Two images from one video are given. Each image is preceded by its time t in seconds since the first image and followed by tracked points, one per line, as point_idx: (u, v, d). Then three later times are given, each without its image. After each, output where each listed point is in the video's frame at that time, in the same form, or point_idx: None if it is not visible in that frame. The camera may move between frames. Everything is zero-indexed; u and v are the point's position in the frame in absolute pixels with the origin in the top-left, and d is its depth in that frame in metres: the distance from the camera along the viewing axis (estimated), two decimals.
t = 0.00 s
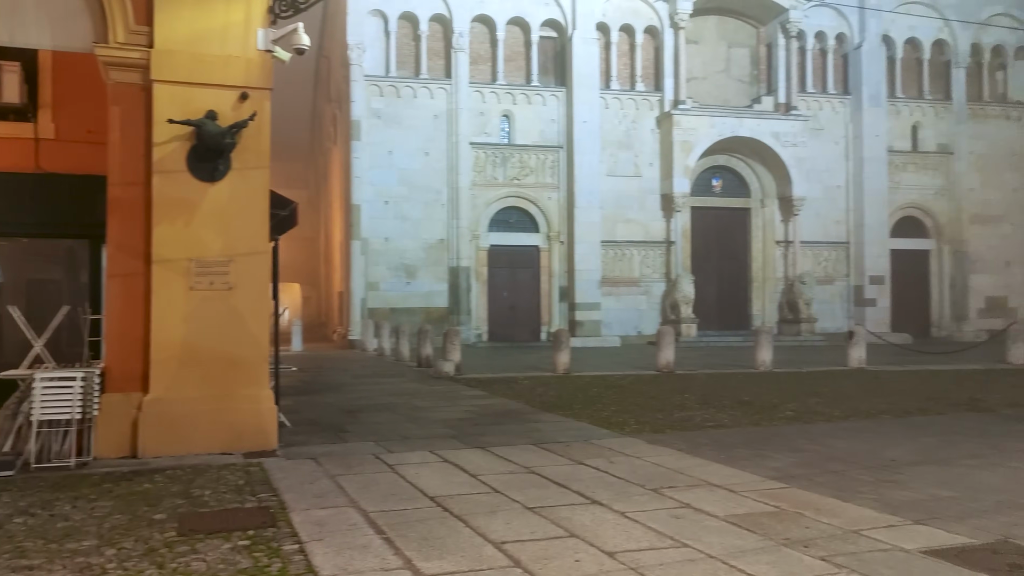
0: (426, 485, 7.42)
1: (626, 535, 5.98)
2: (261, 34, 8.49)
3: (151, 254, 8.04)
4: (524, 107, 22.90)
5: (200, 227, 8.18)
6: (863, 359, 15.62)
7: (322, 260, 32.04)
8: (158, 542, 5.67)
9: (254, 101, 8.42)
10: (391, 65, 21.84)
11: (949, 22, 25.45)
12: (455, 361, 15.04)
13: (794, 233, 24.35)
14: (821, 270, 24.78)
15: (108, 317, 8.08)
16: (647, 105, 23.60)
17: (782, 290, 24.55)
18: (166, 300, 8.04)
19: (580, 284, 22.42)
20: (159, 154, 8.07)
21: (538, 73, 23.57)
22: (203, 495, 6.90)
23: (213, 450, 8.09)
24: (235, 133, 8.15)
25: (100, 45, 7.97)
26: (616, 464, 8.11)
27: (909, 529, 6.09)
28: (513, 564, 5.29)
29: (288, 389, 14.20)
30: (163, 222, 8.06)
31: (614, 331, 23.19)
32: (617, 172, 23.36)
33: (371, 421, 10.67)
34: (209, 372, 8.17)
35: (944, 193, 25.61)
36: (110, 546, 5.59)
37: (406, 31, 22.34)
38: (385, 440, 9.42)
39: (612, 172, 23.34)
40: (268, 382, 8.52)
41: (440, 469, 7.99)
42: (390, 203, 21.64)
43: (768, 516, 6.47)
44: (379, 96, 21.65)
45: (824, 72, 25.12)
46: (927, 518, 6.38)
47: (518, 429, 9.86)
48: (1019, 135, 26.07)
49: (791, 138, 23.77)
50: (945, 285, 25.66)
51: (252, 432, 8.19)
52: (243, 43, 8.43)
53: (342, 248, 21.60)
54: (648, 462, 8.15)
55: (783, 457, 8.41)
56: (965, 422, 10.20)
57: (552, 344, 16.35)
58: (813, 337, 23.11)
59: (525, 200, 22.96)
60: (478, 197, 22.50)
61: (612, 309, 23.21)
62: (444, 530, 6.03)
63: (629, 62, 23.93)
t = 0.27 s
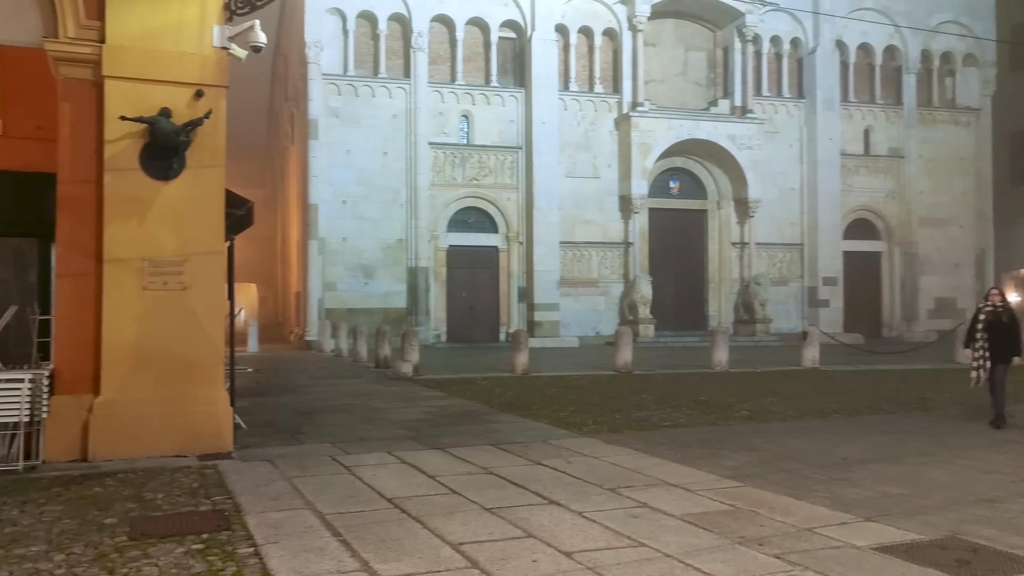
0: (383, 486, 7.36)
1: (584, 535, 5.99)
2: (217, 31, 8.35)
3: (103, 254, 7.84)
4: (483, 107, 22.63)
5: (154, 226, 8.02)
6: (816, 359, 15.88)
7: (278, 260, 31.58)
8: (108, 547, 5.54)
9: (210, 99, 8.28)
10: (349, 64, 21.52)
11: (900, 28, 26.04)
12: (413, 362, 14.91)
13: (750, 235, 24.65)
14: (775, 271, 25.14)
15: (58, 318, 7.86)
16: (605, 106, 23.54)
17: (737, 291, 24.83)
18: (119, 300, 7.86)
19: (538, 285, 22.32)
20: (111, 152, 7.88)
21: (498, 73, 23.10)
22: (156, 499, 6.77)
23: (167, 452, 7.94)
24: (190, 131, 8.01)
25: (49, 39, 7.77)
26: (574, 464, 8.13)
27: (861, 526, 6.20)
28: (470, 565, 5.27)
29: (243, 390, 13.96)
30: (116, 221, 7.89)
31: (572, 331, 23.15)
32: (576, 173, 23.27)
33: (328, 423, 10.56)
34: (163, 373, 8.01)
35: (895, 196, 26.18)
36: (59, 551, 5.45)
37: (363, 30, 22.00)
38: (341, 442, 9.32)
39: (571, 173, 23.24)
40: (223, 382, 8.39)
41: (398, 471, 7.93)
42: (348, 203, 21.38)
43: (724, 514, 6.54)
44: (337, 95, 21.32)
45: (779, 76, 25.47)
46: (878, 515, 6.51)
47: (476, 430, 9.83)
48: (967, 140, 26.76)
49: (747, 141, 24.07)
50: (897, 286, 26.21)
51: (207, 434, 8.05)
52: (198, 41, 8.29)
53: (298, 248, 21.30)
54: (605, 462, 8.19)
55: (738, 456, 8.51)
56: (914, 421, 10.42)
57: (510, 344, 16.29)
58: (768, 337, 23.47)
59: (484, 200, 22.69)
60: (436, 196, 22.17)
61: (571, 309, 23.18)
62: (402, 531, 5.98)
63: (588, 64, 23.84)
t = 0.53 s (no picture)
0: (346, 489, 7.29)
1: (548, 536, 6.00)
2: (177, 29, 8.22)
3: (59, 254, 7.67)
4: (448, 108, 22.57)
5: (112, 225, 7.86)
6: (778, 360, 16.06)
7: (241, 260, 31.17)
8: (64, 552, 5.42)
9: (170, 97, 8.14)
10: (313, 63, 21.31)
11: (860, 34, 26.46)
12: (377, 363, 14.79)
13: (712, 236, 24.91)
14: (737, 273, 25.42)
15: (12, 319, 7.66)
16: (569, 108, 23.59)
17: (700, 292, 25.06)
18: (76, 301, 7.69)
19: (503, 286, 22.30)
20: (68, 150, 7.72)
21: (463, 74, 23.12)
22: (114, 503, 6.63)
23: (126, 455, 7.79)
24: (149, 129, 7.87)
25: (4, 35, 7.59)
26: (538, 465, 8.13)
27: (821, 525, 6.28)
28: (434, 567, 5.24)
29: (203, 392, 13.71)
30: (73, 221, 7.72)
31: (536, 332, 23.14)
32: (541, 175, 23.30)
33: (290, 425, 10.43)
34: (121, 375, 7.86)
35: (854, 199, 26.62)
36: (11, 558, 5.31)
37: (327, 30, 21.80)
38: (304, 444, 9.21)
39: (535, 175, 23.27)
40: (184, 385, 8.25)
41: (361, 473, 7.87)
42: (311, 204, 21.18)
43: (687, 514, 6.59)
44: (300, 94, 21.12)
45: (741, 80, 25.73)
46: (837, 514, 6.60)
47: (440, 431, 9.78)
48: (923, 144, 27.32)
49: (710, 143, 24.29)
50: (856, 288, 26.64)
51: (166, 437, 7.93)
52: (158, 38, 8.15)
53: (261, 248, 21.06)
54: (569, 463, 8.20)
55: (700, 456, 8.58)
56: (873, 421, 10.59)
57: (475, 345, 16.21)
58: (730, 338, 23.74)
59: (449, 201, 22.59)
60: (401, 197, 22.04)
61: (535, 311, 23.18)
62: (365, 534, 5.93)
63: (552, 65, 23.86)
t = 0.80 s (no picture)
0: (314, 492, 7.23)
1: (518, 538, 6.00)
2: (143, 27, 8.10)
3: (22, 255, 7.51)
4: (418, 110, 22.47)
5: (76, 227, 7.73)
6: (746, 361, 16.20)
7: (208, 261, 30.76)
8: (26, 559, 5.31)
9: (136, 96, 8.03)
10: (281, 64, 21.12)
11: (826, 39, 26.81)
12: (345, 366, 14.63)
13: (681, 239, 25.08)
14: (706, 275, 25.62)
15: None
16: (539, 111, 23.60)
17: (669, 295, 25.22)
18: (38, 303, 7.54)
19: (473, 289, 22.26)
20: (31, 149, 7.58)
21: (433, 76, 22.98)
22: (77, 508, 6.51)
23: (89, 460, 7.66)
24: (114, 129, 7.75)
25: None
26: (507, 468, 8.12)
27: (787, 525, 6.35)
28: (403, 571, 5.21)
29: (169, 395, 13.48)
30: (36, 222, 7.58)
31: (506, 335, 23.10)
32: (511, 177, 23.29)
33: (258, 428, 10.30)
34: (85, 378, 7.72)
35: (820, 202, 26.96)
36: None
37: (296, 30, 21.60)
38: (272, 447, 9.11)
39: (506, 177, 23.25)
40: (150, 388, 8.13)
41: (329, 476, 7.80)
42: (280, 205, 21.00)
43: (655, 515, 6.62)
44: (269, 95, 20.92)
45: (709, 84, 25.93)
46: (804, 514, 6.68)
47: (410, 433, 9.72)
48: (888, 149, 27.75)
49: (679, 147, 24.42)
50: (822, 290, 26.98)
51: (131, 441, 7.81)
52: (123, 36, 8.03)
53: (228, 250, 20.82)
54: (539, 465, 8.20)
55: (669, 457, 8.62)
56: (838, 422, 10.73)
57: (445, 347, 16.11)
58: (699, 340, 23.93)
59: (418, 203, 22.48)
60: (370, 199, 21.90)
61: (505, 313, 23.16)
62: (333, 537, 5.89)
63: (522, 68, 23.85)
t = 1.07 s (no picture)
0: (284, 497, 7.15)
1: (490, 542, 5.97)
2: (112, 28, 7.97)
3: None
4: (392, 113, 22.37)
5: (43, 229, 7.60)
6: (718, 365, 16.28)
7: (179, 263, 30.37)
8: None
9: (104, 98, 7.92)
10: (254, 66, 20.94)
11: (797, 45, 27.08)
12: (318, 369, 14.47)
13: (655, 243, 25.19)
14: (679, 279, 25.75)
15: None
16: (514, 114, 23.60)
17: (643, 298, 25.32)
18: (4, 307, 7.40)
19: (447, 293, 22.19)
20: None
21: (406, 79, 22.90)
22: (42, 515, 6.39)
23: (55, 466, 7.53)
24: (83, 131, 7.63)
25: None
26: (480, 472, 8.09)
27: (758, 528, 6.39)
28: None
29: (137, 400, 13.25)
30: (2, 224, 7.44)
31: (480, 339, 23.04)
32: (485, 181, 23.25)
33: (228, 432, 10.17)
34: (53, 383, 7.59)
35: (792, 207, 27.22)
36: None
37: (269, 32, 21.43)
38: (242, 452, 9.00)
39: (480, 181, 23.22)
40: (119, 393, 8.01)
41: (301, 481, 7.73)
42: (252, 208, 20.81)
43: (628, 518, 6.63)
44: (241, 97, 20.73)
45: (683, 89, 26.08)
46: (774, 517, 6.72)
47: (382, 437, 9.64)
48: (858, 154, 28.09)
49: (653, 151, 24.52)
50: (794, 294, 27.23)
51: (99, 447, 7.68)
52: (91, 36, 7.90)
53: (199, 253, 20.59)
54: (512, 469, 8.18)
55: (642, 461, 8.64)
56: (809, 425, 10.81)
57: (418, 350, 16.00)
58: (672, 343, 24.05)
59: (392, 206, 22.38)
60: (343, 202, 21.77)
61: (479, 317, 23.10)
62: (303, 543, 5.83)
63: (497, 72, 23.84)
